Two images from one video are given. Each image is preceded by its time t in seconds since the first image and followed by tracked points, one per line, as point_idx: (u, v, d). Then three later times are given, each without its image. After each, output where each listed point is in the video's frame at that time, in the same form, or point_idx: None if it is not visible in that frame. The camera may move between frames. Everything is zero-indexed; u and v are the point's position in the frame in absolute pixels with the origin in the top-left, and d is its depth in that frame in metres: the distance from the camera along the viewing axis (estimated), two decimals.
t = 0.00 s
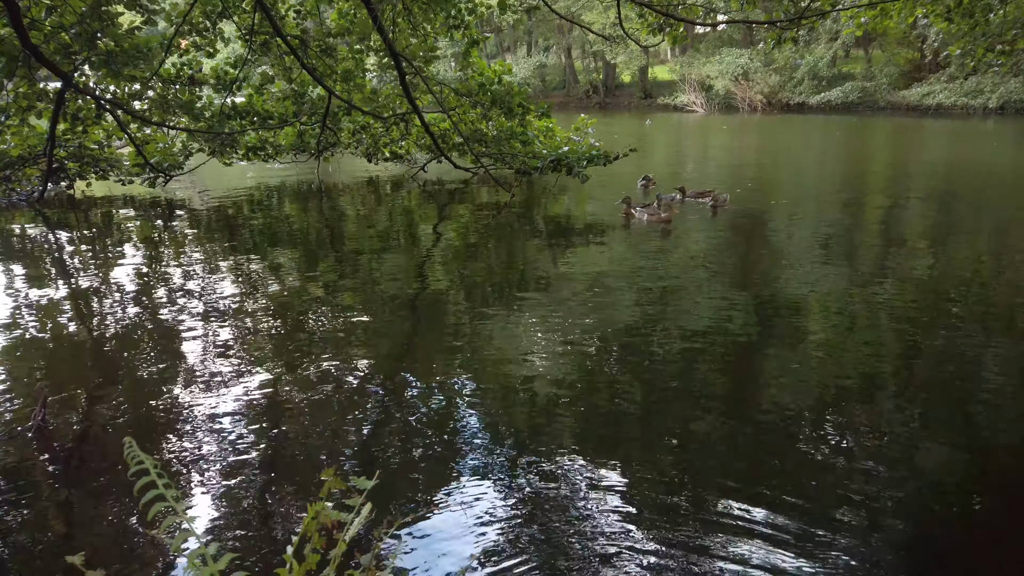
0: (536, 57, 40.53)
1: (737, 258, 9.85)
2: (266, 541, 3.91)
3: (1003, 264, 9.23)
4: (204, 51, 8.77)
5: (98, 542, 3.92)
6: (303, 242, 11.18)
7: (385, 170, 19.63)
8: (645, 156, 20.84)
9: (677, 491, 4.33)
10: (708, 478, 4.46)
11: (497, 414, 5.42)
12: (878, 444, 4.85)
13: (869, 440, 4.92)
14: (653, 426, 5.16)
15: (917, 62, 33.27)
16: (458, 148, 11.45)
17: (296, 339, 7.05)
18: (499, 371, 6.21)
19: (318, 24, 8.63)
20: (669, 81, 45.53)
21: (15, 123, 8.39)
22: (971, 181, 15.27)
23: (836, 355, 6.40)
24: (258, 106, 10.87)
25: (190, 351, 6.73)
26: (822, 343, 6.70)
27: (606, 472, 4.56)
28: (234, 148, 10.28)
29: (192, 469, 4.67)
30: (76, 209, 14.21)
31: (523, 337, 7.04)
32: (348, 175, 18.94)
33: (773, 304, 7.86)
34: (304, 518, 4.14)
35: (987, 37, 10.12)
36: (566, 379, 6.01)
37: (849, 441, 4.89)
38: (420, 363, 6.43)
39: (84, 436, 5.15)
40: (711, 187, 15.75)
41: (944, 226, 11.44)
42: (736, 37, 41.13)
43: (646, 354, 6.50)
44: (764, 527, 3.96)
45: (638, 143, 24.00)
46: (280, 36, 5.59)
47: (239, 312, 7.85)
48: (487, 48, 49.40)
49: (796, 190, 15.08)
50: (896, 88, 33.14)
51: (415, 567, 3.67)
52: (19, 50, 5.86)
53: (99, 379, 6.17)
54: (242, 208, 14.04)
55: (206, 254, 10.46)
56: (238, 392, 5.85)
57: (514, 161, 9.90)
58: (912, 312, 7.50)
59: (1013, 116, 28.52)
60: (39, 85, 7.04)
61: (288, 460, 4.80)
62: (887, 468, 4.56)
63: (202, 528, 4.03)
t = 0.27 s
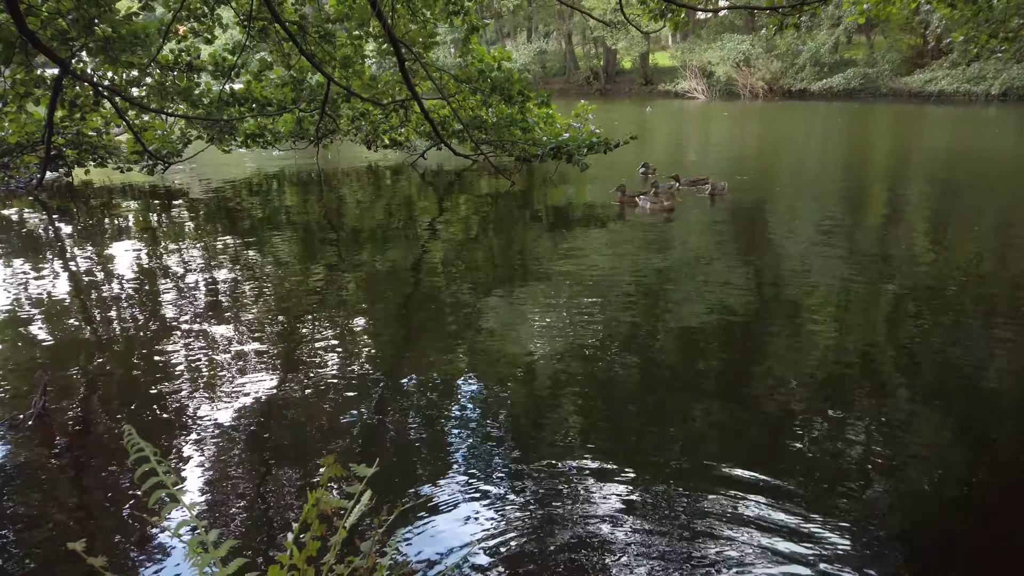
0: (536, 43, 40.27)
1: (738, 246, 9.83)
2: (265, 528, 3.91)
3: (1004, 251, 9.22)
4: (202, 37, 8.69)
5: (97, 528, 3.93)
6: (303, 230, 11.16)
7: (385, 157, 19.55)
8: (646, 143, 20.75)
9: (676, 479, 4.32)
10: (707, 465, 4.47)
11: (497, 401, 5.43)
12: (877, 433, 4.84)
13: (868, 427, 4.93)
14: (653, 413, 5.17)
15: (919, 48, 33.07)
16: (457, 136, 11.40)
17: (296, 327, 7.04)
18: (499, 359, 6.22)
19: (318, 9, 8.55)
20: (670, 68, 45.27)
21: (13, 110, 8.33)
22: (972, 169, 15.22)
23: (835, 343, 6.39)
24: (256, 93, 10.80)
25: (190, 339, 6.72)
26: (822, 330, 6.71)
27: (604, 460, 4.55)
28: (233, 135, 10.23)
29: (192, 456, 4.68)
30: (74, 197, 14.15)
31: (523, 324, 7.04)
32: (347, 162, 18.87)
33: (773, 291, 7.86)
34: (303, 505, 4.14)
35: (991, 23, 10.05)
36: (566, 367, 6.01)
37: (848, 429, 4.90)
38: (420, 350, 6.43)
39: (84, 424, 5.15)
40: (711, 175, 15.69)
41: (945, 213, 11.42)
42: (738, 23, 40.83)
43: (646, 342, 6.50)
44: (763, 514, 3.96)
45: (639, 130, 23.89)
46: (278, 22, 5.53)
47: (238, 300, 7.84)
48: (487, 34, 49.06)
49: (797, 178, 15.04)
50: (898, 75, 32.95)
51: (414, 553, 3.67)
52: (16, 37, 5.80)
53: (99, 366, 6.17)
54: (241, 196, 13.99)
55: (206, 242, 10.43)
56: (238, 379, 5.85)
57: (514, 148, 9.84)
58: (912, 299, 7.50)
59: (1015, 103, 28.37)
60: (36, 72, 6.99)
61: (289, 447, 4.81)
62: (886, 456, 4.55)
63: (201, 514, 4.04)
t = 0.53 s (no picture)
0: (537, 28, 39.99)
1: (738, 232, 9.81)
2: (267, 514, 3.91)
3: (1005, 237, 9.20)
4: (200, 22, 8.63)
5: (98, 516, 3.92)
6: (303, 217, 11.13)
7: (384, 143, 19.48)
8: (647, 130, 20.66)
9: (677, 466, 4.32)
10: (706, 452, 4.47)
11: (497, 388, 5.44)
12: (878, 420, 4.83)
13: (868, 413, 4.93)
14: (652, 400, 5.18)
15: (922, 33, 32.84)
16: (457, 121, 11.34)
17: (296, 313, 7.04)
18: (499, 345, 6.22)
19: None
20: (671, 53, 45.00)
21: (11, 96, 8.29)
22: (975, 154, 15.15)
23: (836, 330, 6.37)
24: (255, 79, 10.74)
25: (190, 326, 6.72)
26: (822, 316, 6.71)
27: (604, 446, 4.56)
28: (232, 121, 10.18)
29: (193, 442, 4.69)
30: (73, 184, 14.12)
31: (523, 311, 7.04)
32: (347, 149, 18.79)
33: (773, 278, 7.85)
34: (304, 492, 4.14)
35: (995, 7, 9.98)
36: (565, 353, 6.02)
37: (847, 415, 4.91)
38: (420, 337, 6.44)
39: (85, 410, 5.16)
40: (712, 161, 15.64)
41: (946, 199, 11.38)
42: (740, 8, 40.53)
43: (646, 328, 6.51)
44: (763, 500, 3.96)
45: (640, 116, 23.78)
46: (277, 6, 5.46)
47: (239, 286, 7.84)
48: (487, 20, 48.71)
49: (798, 164, 14.99)
50: (900, 60, 32.74)
51: (414, 540, 3.66)
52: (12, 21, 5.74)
53: (99, 354, 6.15)
54: (240, 183, 13.96)
55: (205, 229, 10.41)
56: (239, 366, 5.85)
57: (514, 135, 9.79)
58: (913, 285, 7.49)
59: (1018, 88, 28.20)
60: (34, 58, 6.94)
61: (289, 433, 4.82)
62: (886, 443, 4.55)
63: (203, 500, 4.04)
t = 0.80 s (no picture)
0: (537, 14, 39.74)
1: (739, 219, 9.81)
2: (268, 500, 3.94)
3: (1005, 223, 9.19)
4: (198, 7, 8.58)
5: (100, 502, 3.95)
6: (303, 203, 11.12)
7: (384, 130, 19.41)
8: (647, 116, 20.58)
9: (676, 455, 4.32)
10: (706, 439, 4.49)
11: (497, 374, 5.45)
12: (877, 408, 4.85)
13: (867, 400, 4.95)
14: (652, 386, 5.19)
15: (924, 18, 32.64)
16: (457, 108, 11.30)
17: (296, 300, 7.05)
18: (499, 332, 6.23)
19: None
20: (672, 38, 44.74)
21: (9, 82, 8.25)
22: (977, 141, 15.11)
23: (836, 317, 6.38)
24: (254, 65, 10.69)
25: (191, 312, 6.73)
26: (822, 303, 6.71)
27: (604, 433, 4.58)
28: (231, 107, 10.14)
29: (194, 428, 4.70)
30: (72, 170, 14.09)
31: (523, 298, 7.04)
32: (346, 135, 18.73)
33: (774, 265, 7.85)
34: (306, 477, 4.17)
35: None
36: (565, 340, 6.03)
37: (846, 402, 4.93)
38: (420, 324, 6.44)
39: (87, 396, 5.17)
40: (713, 147, 15.59)
41: (947, 186, 11.36)
42: None
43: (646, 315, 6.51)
44: (761, 487, 3.99)
45: (640, 103, 23.69)
46: None
47: (239, 273, 7.84)
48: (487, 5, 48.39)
49: (799, 150, 14.95)
50: (902, 45, 32.55)
51: (415, 526, 3.69)
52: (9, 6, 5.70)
53: (100, 340, 6.17)
54: (239, 169, 13.93)
55: (205, 215, 10.40)
56: (240, 352, 5.87)
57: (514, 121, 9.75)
58: (913, 272, 7.49)
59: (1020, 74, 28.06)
60: (32, 44, 6.90)
61: (290, 420, 4.83)
62: (885, 431, 4.56)
63: (205, 485, 4.06)
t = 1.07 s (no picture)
0: None
1: (739, 205, 9.80)
2: (268, 485, 3.96)
3: (1006, 209, 9.19)
4: None
5: (101, 488, 3.96)
6: (302, 189, 11.10)
7: (383, 116, 19.34)
8: (648, 102, 20.50)
9: (674, 441, 4.33)
10: (705, 424, 4.52)
11: (497, 360, 5.47)
12: (876, 394, 4.86)
13: (866, 385, 4.98)
14: (651, 372, 5.22)
15: (927, 3, 32.45)
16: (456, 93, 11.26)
17: (297, 286, 7.06)
18: (499, 318, 6.25)
19: None
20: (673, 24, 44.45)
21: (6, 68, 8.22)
22: (979, 126, 15.09)
23: (834, 302, 6.41)
24: (253, 50, 10.64)
25: (191, 298, 6.75)
26: (821, 288, 6.73)
27: (603, 418, 4.61)
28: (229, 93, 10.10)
29: (195, 414, 4.73)
30: (71, 156, 14.04)
31: (523, 284, 7.05)
32: (345, 121, 18.65)
33: (773, 250, 7.86)
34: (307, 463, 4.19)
35: None
36: (565, 326, 6.05)
37: (843, 387, 4.95)
38: (420, 310, 6.46)
39: (88, 383, 5.19)
40: (713, 133, 15.56)
41: (948, 171, 11.35)
42: None
43: (645, 301, 6.52)
44: (759, 473, 4.02)
45: (641, 89, 23.60)
46: None
47: (239, 259, 7.84)
48: None
49: (800, 136, 14.91)
50: (904, 31, 32.39)
51: (416, 510, 3.73)
52: None
53: (101, 327, 6.17)
54: (238, 155, 13.88)
55: (204, 202, 10.38)
56: (239, 338, 5.88)
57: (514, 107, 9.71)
58: (913, 258, 7.50)
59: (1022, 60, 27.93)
60: (29, 29, 6.87)
61: (292, 404, 4.86)
62: (883, 417, 4.58)
63: (206, 471, 4.08)
